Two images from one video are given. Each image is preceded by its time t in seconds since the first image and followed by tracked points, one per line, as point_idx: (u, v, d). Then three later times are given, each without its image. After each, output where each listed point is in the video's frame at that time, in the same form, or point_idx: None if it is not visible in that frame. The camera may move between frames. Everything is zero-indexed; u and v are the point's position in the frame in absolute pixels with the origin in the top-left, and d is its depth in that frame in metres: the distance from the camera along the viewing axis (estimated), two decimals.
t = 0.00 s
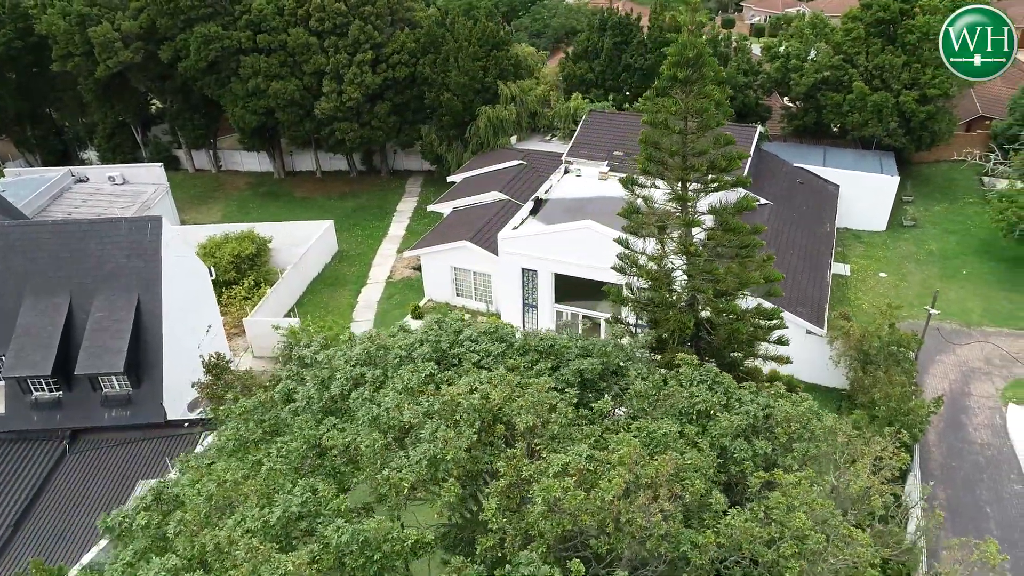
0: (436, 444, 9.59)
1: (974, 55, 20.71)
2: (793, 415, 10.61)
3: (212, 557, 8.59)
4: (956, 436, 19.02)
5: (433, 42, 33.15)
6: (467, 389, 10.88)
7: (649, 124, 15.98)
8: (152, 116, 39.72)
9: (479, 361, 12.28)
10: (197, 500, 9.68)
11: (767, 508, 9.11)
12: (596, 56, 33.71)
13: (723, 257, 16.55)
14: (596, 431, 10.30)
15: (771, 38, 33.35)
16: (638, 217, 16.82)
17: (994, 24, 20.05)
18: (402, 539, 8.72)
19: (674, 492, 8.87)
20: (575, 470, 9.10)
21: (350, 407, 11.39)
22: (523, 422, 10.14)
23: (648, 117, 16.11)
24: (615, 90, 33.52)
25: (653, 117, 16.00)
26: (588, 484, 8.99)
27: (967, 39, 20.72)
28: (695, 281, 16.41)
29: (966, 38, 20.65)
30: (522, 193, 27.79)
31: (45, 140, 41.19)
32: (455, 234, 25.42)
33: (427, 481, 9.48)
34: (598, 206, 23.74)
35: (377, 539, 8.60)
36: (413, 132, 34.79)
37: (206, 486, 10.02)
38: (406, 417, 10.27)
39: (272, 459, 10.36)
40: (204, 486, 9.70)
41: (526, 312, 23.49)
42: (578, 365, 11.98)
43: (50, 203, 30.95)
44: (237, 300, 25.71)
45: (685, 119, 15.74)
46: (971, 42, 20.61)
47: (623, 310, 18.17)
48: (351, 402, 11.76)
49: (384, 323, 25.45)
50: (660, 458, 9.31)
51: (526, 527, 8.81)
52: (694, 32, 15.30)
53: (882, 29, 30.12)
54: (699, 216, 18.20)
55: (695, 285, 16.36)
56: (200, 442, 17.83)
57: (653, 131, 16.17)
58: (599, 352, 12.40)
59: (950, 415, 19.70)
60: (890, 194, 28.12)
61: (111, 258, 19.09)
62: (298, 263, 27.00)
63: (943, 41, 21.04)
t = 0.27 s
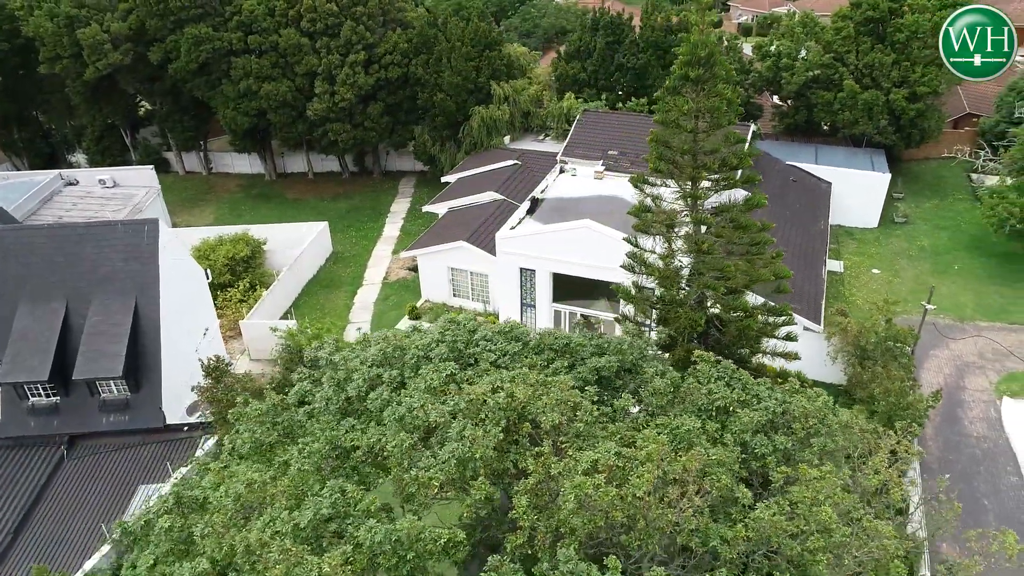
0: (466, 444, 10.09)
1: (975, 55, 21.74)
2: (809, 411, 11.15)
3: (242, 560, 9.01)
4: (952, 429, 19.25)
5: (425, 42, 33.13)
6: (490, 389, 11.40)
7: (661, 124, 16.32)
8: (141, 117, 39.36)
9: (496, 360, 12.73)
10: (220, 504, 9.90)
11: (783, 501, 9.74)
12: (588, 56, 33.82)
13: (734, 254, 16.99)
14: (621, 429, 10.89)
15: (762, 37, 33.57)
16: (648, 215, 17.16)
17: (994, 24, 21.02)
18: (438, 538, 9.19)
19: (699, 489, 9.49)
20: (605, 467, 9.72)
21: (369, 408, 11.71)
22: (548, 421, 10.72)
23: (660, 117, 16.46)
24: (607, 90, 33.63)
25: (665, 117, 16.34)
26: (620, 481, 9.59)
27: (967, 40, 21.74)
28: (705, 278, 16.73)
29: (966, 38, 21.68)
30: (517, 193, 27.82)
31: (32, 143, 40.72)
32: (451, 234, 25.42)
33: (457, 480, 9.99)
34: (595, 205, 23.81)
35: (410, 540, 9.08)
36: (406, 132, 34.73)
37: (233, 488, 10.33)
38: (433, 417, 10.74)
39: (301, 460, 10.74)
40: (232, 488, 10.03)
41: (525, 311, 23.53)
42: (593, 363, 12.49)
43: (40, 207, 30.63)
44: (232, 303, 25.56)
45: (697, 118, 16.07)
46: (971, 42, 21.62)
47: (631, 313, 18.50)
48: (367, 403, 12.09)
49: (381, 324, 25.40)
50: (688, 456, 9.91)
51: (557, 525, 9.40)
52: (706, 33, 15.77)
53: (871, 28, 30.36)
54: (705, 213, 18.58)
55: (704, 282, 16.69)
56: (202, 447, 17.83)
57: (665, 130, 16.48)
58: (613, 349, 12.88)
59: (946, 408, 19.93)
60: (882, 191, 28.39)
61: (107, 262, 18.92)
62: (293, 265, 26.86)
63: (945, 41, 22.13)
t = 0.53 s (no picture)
0: (495, 442, 10.33)
1: (975, 55, 24.18)
2: (827, 406, 11.47)
3: (272, 559, 9.24)
4: (950, 424, 19.46)
5: (418, 43, 33.10)
6: (515, 388, 11.69)
7: (673, 123, 16.96)
8: (130, 120, 39.01)
9: (514, 360, 13.06)
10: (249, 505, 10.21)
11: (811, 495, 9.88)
12: (581, 56, 33.93)
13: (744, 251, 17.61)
14: (647, 425, 11.17)
15: (754, 36, 33.80)
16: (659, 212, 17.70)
17: (994, 25, 23.45)
18: (469, 536, 9.42)
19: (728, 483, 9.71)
20: (635, 463, 9.92)
21: (388, 408, 12.17)
22: (574, 419, 11.01)
23: (674, 116, 17.14)
24: (600, 89, 33.75)
25: (678, 117, 17.04)
26: (650, 476, 9.81)
27: (966, 40, 24.10)
28: (716, 275, 17.28)
29: (966, 38, 24.07)
30: (514, 193, 27.85)
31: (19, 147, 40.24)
32: (448, 234, 25.42)
33: (487, 478, 10.20)
34: (592, 204, 23.94)
35: (442, 539, 9.36)
36: (399, 133, 34.66)
37: (264, 489, 10.61)
38: (460, 416, 11.00)
39: (327, 460, 11.00)
40: (262, 489, 10.32)
41: (524, 310, 23.56)
42: (610, 362, 12.83)
43: (30, 210, 30.29)
44: (228, 306, 25.43)
45: (709, 117, 16.82)
46: (971, 42, 24.01)
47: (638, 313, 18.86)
48: (385, 403, 12.54)
49: (379, 326, 25.32)
50: (716, 450, 10.22)
51: (587, 521, 9.59)
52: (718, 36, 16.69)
53: (862, 26, 30.64)
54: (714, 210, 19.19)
55: (715, 278, 17.23)
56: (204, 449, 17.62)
57: (676, 129, 17.15)
58: (628, 348, 13.19)
59: (943, 403, 20.14)
60: (874, 188, 28.66)
61: (105, 265, 18.79)
62: (289, 267, 26.73)
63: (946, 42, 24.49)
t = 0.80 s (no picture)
0: (526, 441, 10.46)
1: (975, 55, 23.70)
2: (846, 399, 11.68)
3: (305, 562, 9.28)
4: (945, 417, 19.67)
5: (409, 43, 33.04)
6: (539, 386, 11.80)
7: (685, 121, 17.42)
8: (117, 122, 38.62)
9: (534, 359, 13.22)
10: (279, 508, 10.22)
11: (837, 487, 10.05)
12: (573, 55, 34.00)
13: (755, 247, 17.80)
14: (673, 422, 11.36)
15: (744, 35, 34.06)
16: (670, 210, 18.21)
17: (994, 24, 22.97)
18: (505, 533, 9.50)
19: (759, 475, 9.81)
20: (666, 459, 10.13)
21: (409, 408, 12.29)
22: (601, 417, 11.16)
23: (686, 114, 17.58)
24: (592, 88, 33.84)
25: (690, 116, 17.49)
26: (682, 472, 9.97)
27: (966, 40, 23.57)
28: (727, 271, 17.56)
29: (966, 38, 23.52)
30: (508, 193, 27.88)
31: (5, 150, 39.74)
32: (444, 234, 25.40)
33: (520, 476, 10.32)
34: (587, 202, 24.05)
35: (480, 537, 9.41)
36: (391, 134, 34.56)
37: (293, 492, 10.66)
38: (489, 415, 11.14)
39: (354, 460, 11.12)
40: (291, 492, 10.33)
41: (521, 310, 23.59)
42: (631, 359, 13.04)
43: (18, 215, 29.92)
44: (223, 309, 25.26)
45: (721, 114, 17.15)
46: (971, 43, 23.53)
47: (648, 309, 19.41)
48: (405, 402, 12.67)
49: (376, 327, 25.23)
50: (746, 445, 10.39)
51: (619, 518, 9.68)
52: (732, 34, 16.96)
53: (850, 25, 31.07)
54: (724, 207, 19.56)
55: (725, 275, 17.50)
56: (205, 454, 17.59)
57: (688, 127, 17.62)
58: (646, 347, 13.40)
59: (938, 397, 20.37)
60: (864, 184, 28.96)
61: (101, 269, 18.61)
62: (284, 269, 26.58)
63: (946, 41, 23.88)
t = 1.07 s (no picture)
0: (555, 438, 10.50)
1: (974, 54, 23.99)
2: (862, 394, 11.81)
3: (335, 561, 9.32)
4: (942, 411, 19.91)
5: (402, 44, 33.01)
6: (562, 384, 11.83)
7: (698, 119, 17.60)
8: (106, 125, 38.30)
9: (552, 356, 13.24)
10: (307, 509, 10.15)
11: (858, 481, 10.36)
12: (565, 55, 34.09)
13: (765, 244, 18.20)
14: (696, 417, 11.41)
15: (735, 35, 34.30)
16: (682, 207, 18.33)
17: (993, 24, 23.19)
18: (539, 531, 9.56)
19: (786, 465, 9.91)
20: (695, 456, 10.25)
21: (430, 409, 12.41)
22: (626, 415, 11.21)
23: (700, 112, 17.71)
24: (585, 88, 33.94)
25: (704, 114, 17.64)
26: (713, 466, 10.04)
27: (966, 40, 23.70)
28: (739, 267, 17.46)
29: (966, 38, 23.65)
30: (504, 193, 27.90)
31: None
32: (441, 235, 25.39)
33: (548, 474, 10.40)
34: (585, 202, 24.12)
35: (514, 536, 9.50)
36: (384, 134, 34.50)
37: (320, 492, 10.63)
38: (514, 414, 11.13)
39: (379, 461, 11.15)
40: (319, 493, 10.28)
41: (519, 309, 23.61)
42: (649, 357, 13.12)
43: (8, 219, 29.60)
44: (218, 312, 25.10)
45: (733, 112, 17.28)
46: (971, 43, 23.71)
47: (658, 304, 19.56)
48: (423, 402, 12.69)
49: (373, 328, 25.18)
50: (773, 439, 10.47)
51: (651, 514, 9.79)
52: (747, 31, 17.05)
53: (839, 24, 31.36)
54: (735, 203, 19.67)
55: (737, 272, 17.41)
56: (205, 458, 17.56)
57: (702, 125, 17.74)
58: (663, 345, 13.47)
59: (934, 391, 20.60)
60: (855, 182, 29.25)
61: (99, 273, 18.46)
62: (280, 271, 26.46)
63: (946, 41, 23.89)
